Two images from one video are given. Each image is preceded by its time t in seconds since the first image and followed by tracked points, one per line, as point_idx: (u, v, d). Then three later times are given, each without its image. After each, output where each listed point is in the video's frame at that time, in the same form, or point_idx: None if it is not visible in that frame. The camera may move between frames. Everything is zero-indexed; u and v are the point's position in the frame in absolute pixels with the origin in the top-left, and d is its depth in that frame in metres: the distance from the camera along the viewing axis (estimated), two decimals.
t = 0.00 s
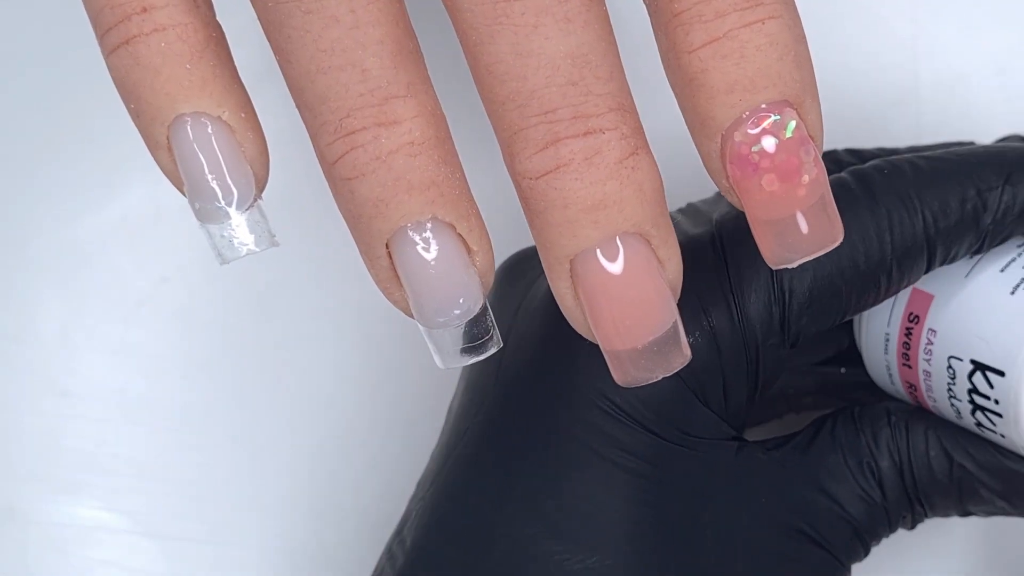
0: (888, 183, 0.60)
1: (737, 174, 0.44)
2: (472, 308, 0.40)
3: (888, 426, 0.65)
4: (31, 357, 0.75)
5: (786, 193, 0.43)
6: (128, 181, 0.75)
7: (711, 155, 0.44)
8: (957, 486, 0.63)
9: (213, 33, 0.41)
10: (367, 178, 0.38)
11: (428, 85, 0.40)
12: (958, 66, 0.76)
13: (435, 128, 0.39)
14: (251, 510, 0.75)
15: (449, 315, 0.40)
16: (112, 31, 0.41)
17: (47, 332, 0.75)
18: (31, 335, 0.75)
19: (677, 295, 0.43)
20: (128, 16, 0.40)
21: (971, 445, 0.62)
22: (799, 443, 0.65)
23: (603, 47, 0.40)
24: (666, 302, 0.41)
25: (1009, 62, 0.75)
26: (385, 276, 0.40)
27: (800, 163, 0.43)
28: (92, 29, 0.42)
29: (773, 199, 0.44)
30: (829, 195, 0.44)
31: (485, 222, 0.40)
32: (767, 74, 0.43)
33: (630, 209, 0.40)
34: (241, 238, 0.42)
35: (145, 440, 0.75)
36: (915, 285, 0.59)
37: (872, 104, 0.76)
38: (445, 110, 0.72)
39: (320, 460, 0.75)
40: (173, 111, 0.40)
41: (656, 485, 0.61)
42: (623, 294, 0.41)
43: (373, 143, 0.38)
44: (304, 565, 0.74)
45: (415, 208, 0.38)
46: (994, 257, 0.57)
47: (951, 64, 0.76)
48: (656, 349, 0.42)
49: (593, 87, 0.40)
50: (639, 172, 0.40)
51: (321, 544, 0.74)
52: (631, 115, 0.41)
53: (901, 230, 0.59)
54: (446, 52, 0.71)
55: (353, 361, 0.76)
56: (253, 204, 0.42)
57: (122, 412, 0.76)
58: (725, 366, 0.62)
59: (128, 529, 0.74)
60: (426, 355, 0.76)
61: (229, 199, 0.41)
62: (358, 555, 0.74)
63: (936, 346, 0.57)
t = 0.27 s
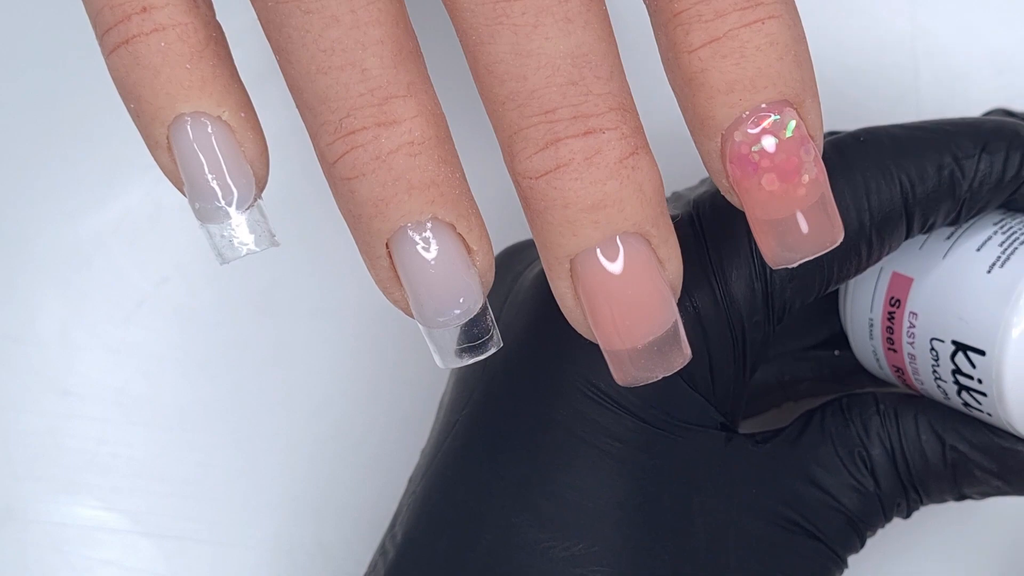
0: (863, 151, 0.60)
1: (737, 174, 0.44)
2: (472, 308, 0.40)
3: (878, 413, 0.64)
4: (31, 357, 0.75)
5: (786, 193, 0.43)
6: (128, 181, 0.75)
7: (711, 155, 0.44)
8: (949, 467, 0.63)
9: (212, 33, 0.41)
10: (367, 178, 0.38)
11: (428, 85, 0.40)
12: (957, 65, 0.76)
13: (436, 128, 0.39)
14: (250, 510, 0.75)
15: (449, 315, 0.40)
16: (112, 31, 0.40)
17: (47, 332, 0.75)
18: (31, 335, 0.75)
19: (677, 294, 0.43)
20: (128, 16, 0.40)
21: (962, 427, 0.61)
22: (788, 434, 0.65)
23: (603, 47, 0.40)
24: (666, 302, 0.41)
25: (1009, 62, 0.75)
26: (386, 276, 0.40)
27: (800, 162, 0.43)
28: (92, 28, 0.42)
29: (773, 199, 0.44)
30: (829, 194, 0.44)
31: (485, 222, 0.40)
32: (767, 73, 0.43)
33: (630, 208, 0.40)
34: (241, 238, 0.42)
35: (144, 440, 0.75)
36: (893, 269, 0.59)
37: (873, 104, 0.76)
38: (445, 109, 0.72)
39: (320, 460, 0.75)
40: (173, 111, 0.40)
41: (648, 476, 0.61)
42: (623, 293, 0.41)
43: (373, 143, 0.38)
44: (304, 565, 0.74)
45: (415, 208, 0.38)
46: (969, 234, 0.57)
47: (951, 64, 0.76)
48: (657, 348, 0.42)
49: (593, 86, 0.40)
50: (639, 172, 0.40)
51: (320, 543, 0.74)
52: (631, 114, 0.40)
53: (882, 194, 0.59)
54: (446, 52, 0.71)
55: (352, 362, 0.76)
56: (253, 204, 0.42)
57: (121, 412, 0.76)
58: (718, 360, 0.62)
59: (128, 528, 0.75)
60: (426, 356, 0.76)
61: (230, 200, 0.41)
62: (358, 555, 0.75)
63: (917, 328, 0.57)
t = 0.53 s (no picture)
0: (884, 202, 0.68)
1: (737, 174, 0.44)
2: (472, 308, 0.40)
3: (948, 487, 0.67)
4: (31, 357, 0.75)
5: (786, 193, 0.43)
6: (128, 181, 0.75)
7: (711, 155, 0.44)
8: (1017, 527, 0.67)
9: (213, 33, 0.41)
10: (368, 178, 0.38)
11: (428, 85, 0.40)
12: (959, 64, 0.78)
13: (436, 129, 0.39)
14: (252, 510, 0.75)
15: (450, 316, 0.40)
16: (112, 31, 0.40)
17: (47, 332, 0.75)
18: (30, 335, 0.75)
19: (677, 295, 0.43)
20: (128, 16, 0.40)
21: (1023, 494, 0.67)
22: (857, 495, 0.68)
23: (603, 48, 0.40)
24: (666, 303, 0.41)
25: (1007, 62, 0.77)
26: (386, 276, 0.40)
27: (801, 162, 0.43)
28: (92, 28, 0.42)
29: (773, 199, 0.44)
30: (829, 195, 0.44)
31: (486, 222, 0.40)
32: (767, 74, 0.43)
33: (631, 209, 0.40)
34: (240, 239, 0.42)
35: (144, 441, 0.76)
36: (924, 369, 0.67)
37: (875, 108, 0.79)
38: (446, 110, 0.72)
39: (323, 461, 0.76)
40: (173, 111, 0.40)
41: (706, 526, 0.64)
42: (624, 293, 0.41)
43: (373, 143, 0.38)
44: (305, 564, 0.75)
45: (416, 208, 0.38)
46: (980, 320, 0.64)
47: (949, 66, 0.78)
48: (657, 348, 0.42)
49: (594, 87, 0.40)
50: (640, 172, 0.40)
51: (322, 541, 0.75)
52: (632, 115, 0.41)
53: (935, 241, 0.67)
54: (448, 53, 0.71)
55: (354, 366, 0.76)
56: (253, 205, 0.42)
57: (122, 413, 0.76)
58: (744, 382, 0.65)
59: (128, 528, 0.75)
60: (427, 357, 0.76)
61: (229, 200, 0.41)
62: (359, 555, 0.76)
63: (957, 420, 0.64)
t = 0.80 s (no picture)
0: (869, 198, 0.66)
1: (737, 174, 0.44)
2: (472, 308, 0.40)
3: (955, 492, 0.68)
4: (31, 357, 0.75)
5: (786, 193, 0.43)
6: (129, 181, 0.75)
7: (712, 155, 0.44)
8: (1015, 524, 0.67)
9: (213, 33, 0.41)
10: (368, 179, 0.38)
11: (428, 84, 0.40)
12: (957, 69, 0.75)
13: (436, 129, 0.39)
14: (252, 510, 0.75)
15: (450, 316, 0.40)
16: (112, 30, 0.40)
17: (47, 331, 0.75)
18: (30, 335, 0.75)
19: (677, 295, 0.43)
20: (128, 16, 0.40)
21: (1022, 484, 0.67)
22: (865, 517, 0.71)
23: (603, 48, 0.40)
24: (667, 302, 0.41)
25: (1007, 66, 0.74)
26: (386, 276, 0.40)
27: (800, 162, 0.43)
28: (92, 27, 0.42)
29: (773, 199, 0.44)
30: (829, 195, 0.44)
31: (486, 222, 0.40)
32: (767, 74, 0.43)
33: (631, 209, 0.40)
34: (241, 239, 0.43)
35: (144, 440, 0.76)
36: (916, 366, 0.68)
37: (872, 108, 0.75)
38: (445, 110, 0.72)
39: (325, 462, 0.76)
40: (173, 111, 0.40)
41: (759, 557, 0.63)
42: (624, 293, 0.41)
43: (373, 144, 0.38)
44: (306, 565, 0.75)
45: (415, 208, 0.38)
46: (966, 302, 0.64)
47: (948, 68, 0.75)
48: (657, 348, 0.42)
49: (594, 87, 0.40)
50: (640, 172, 0.40)
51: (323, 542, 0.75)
52: (632, 115, 0.41)
53: (927, 224, 0.65)
54: (448, 53, 0.71)
55: (354, 367, 0.76)
56: (253, 206, 0.42)
57: (122, 413, 0.76)
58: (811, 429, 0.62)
59: (129, 528, 0.75)
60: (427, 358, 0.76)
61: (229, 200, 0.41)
62: (360, 555, 0.76)
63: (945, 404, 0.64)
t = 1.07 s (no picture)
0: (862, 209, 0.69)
1: (737, 174, 0.44)
2: (472, 308, 0.40)
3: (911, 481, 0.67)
4: (31, 357, 0.75)
5: (785, 193, 0.43)
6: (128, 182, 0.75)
7: (711, 155, 0.44)
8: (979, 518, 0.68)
9: (213, 33, 0.41)
10: (368, 178, 0.38)
11: (428, 84, 0.40)
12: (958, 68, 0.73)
13: (435, 128, 0.39)
14: (251, 510, 0.75)
15: (450, 316, 0.40)
16: (112, 31, 0.40)
17: (46, 332, 0.75)
18: (31, 336, 0.75)
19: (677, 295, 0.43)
20: (128, 16, 0.40)
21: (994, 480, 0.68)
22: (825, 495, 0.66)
23: (603, 48, 0.40)
24: (666, 302, 0.42)
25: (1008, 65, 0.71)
26: (386, 275, 0.40)
27: (800, 162, 0.43)
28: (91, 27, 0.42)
29: (772, 199, 0.44)
30: (828, 195, 0.44)
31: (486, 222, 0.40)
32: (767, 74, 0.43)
33: (631, 208, 0.40)
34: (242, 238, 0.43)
35: (143, 439, 0.76)
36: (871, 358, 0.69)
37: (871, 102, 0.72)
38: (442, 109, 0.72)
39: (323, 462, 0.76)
40: (173, 111, 0.40)
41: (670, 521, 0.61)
42: (623, 292, 0.41)
43: (373, 143, 0.38)
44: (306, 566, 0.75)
45: (415, 208, 0.38)
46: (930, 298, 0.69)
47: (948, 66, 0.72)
48: (656, 348, 0.42)
49: (593, 87, 0.40)
50: (639, 171, 0.40)
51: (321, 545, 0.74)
52: (631, 115, 0.41)
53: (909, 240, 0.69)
54: (446, 53, 0.70)
55: (352, 367, 0.76)
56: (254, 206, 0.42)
57: (121, 412, 0.76)
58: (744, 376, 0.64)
59: (128, 528, 0.75)
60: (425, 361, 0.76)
61: (230, 200, 0.41)
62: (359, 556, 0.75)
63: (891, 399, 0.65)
